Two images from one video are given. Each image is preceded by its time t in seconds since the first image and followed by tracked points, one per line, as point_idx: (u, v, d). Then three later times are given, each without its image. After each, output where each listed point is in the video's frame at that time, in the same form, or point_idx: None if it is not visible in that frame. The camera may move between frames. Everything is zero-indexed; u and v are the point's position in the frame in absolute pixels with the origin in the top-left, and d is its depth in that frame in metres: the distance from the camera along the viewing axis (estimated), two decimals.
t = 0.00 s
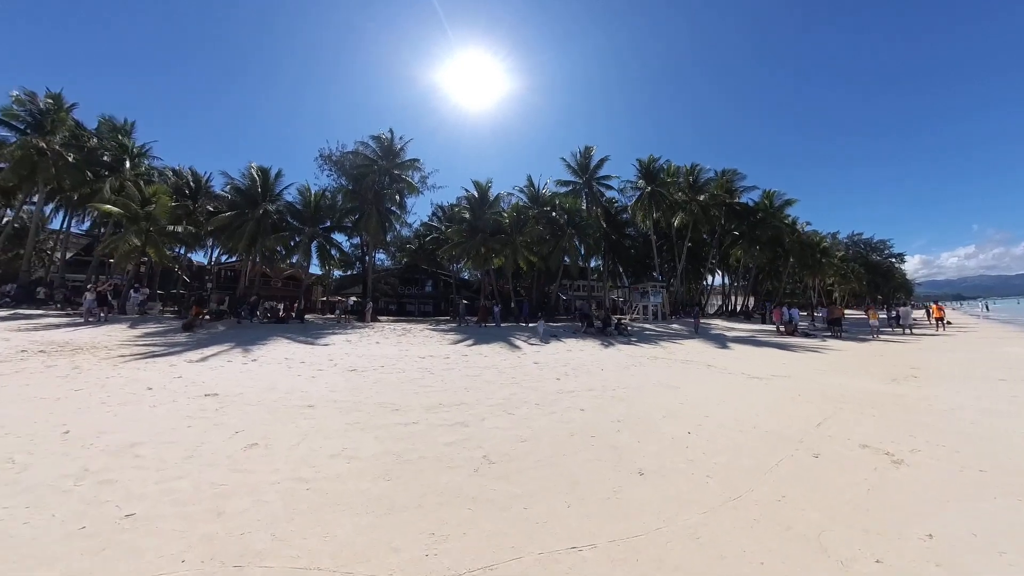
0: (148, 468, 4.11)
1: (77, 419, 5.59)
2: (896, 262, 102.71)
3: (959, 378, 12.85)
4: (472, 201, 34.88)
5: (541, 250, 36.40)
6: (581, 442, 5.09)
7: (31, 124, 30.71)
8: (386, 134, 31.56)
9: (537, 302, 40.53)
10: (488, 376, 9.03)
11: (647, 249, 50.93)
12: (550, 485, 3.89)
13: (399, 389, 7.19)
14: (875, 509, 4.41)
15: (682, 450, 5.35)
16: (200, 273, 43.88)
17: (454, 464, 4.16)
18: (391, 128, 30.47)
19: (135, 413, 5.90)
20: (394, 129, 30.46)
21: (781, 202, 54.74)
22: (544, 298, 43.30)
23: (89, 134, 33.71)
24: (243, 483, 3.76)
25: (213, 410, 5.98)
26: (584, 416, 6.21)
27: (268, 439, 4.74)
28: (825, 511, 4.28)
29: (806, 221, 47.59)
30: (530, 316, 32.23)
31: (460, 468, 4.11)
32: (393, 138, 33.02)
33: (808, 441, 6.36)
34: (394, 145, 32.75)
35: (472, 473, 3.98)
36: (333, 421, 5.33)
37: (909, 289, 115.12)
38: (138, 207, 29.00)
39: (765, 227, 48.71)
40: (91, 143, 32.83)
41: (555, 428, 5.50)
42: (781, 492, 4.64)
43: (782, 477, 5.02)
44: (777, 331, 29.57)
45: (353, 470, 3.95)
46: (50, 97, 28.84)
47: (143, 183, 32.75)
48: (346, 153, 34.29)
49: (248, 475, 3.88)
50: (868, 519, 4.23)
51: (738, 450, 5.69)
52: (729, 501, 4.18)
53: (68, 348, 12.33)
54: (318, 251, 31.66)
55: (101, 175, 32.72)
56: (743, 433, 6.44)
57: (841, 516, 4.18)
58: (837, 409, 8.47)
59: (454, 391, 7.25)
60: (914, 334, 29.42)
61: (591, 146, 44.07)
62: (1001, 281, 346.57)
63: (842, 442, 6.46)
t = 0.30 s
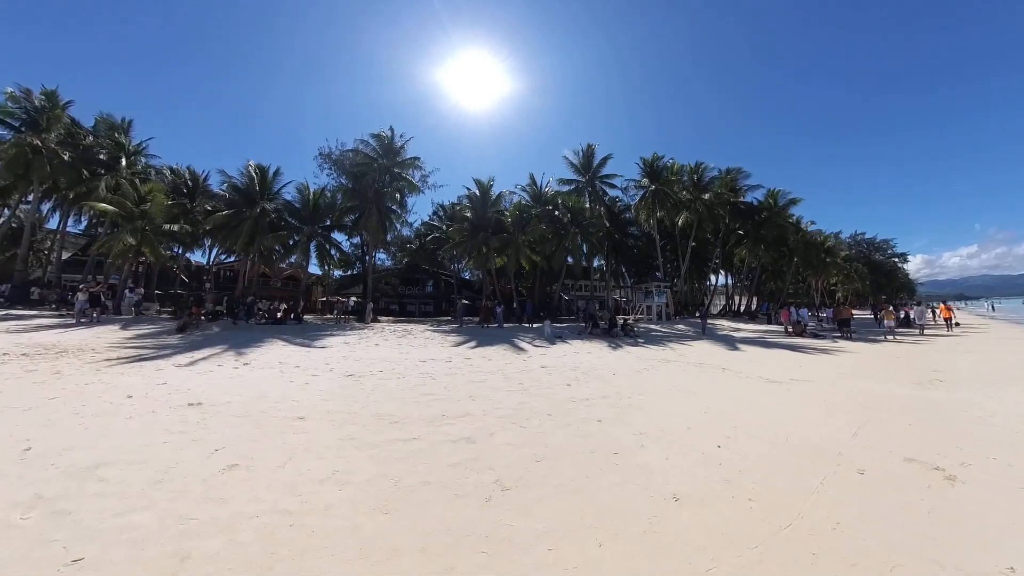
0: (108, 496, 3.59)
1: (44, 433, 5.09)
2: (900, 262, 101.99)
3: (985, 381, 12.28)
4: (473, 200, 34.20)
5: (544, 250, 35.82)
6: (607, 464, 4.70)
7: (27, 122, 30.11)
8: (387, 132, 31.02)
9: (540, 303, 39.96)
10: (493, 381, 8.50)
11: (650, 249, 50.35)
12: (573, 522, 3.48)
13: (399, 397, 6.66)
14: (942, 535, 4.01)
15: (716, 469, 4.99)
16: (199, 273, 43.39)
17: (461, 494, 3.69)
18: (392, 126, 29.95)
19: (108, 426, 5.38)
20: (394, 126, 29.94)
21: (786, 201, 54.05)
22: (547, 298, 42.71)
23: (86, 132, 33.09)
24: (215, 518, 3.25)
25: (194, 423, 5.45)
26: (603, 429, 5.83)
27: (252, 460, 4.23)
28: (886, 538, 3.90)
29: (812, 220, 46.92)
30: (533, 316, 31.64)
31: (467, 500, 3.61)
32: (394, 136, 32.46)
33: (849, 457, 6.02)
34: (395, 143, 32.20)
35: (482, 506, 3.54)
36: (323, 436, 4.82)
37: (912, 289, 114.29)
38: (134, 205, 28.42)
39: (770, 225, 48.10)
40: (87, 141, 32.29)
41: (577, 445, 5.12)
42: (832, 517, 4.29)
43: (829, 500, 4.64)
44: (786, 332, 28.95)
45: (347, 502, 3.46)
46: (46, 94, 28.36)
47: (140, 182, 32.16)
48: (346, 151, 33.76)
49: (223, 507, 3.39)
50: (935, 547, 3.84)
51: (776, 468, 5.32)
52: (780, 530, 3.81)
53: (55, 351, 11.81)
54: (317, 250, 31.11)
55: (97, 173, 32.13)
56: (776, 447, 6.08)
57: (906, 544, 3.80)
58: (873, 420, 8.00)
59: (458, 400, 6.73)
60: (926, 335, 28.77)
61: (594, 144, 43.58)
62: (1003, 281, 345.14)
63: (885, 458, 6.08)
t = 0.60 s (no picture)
0: (63, 525, 3.08)
1: (6, 445, 4.58)
2: (902, 262, 101.54)
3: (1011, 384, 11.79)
4: (474, 198, 33.60)
5: (546, 249, 35.32)
6: (639, 478, 4.29)
7: (21, 118, 29.54)
8: (387, 129, 30.46)
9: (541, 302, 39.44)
10: (501, 384, 8.01)
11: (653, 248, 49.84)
12: (610, 553, 3.02)
13: (400, 402, 6.16)
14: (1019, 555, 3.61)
15: (755, 482, 4.62)
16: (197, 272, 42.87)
17: (475, 519, 3.22)
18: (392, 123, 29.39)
19: (79, 437, 4.86)
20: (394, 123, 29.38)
21: (790, 200, 53.47)
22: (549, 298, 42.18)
23: (82, 128, 32.50)
24: (182, 554, 2.75)
25: (173, 434, 4.94)
26: (626, 437, 5.45)
27: (235, 479, 3.74)
28: (960, 562, 3.50)
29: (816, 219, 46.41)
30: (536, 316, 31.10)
31: (482, 529, 3.12)
32: (394, 133, 31.91)
33: (891, 465, 5.62)
34: (395, 140, 31.66)
35: (501, 536, 3.06)
36: (315, 450, 4.32)
37: (914, 289, 113.79)
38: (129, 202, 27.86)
39: (773, 225, 47.71)
40: (82, 137, 31.58)
41: (602, 455, 4.73)
42: (893, 536, 3.89)
43: (883, 514, 4.26)
44: (793, 332, 28.44)
45: (343, 533, 2.97)
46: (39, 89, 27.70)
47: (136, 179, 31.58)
48: (345, 149, 33.23)
49: (197, 539, 2.90)
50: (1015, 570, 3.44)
51: (818, 479, 4.96)
52: (842, 554, 3.42)
53: (38, 352, 11.26)
54: (316, 249, 30.56)
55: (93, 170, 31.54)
56: (812, 454, 5.73)
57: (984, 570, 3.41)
58: (905, 425, 7.60)
59: (464, 406, 6.22)
60: (936, 335, 28.26)
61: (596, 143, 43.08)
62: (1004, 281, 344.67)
63: (929, 467, 5.67)
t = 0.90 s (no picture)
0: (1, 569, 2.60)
1: None
2: (901, 262, 101.43)
3: None
4: (475, 196, 33.05)
5: (547, 248, 34.84)
6: (671, 500, 3.85)
7: (12, 113, 28.87)
8: (386, 126, 29.89)
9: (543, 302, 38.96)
10: (507, 390, 7.53)
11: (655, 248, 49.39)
12: None
13: (399, 412, 5.67)
14: None
15: (797, 501, 4.20)
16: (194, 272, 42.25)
17: (488, 557, 2.76)
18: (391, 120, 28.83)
19: (42, 453, 4.37)
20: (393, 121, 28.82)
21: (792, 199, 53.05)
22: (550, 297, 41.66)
23: (75, 125, 31.81)
24: None
25: (147, 449, 4.45)
26: (649, 450, 5.01)
27: (210, 509, 3.25)
28: None
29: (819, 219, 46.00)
30: (538, 316, 30.59)
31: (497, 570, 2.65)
32: (394, 131, 31.35)
33: (935, 478, 5.16)
34: (394, 138, 31.11)
35: None
36: (305, 470, 3.85)
37: (913, 289, 113.69)
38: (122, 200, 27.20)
39: (776, 225, 47.30)
40: (75, 133, 30.90)
41: (628, 473, 4.30)
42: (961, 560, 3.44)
43: (942, 533, 3.82)
44: (799, 333, 28.01)
45: None
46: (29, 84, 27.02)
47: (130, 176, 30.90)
48: (343, 147, 32.65)
49: None
50: None
51: (862, 494, 4.53)
52: None
53: (19, 354, 10.71)
54: (313, 248, 30.01)
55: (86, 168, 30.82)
56: (849, 465, 5.30)
57: None
58: (938, 432, 7.14)
59: (469, 415, 5.75)
60: (943, 335, 27.85)
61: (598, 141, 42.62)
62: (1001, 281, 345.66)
63: (976, 478, 5.21)
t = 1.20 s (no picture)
0: None
1: None
2: (898, 262, 101.76)
3: None
4: (474, 194, 32.55)
5: (547, 247, 34.34)
6: (708, 525, 3.48)
7: None
8: (384, 122, 29.33)
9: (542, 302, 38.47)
10: (511, 394, 7.07)
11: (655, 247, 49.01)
12: None
13: (395, 420, 5.20)
14: None
15: (841, 517, 3.89)
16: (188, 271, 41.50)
17: None
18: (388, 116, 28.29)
19: None
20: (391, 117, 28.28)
21: (793, 199, 52.76)
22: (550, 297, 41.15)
23: (65, 119, 30.97)
24: None
25: (108, 464, 3.95)
26: (673, 462, 4.70)
27: (168, 543, 2.76)
28: None
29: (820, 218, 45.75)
30: (538, 316, 30.08)
31: None
32: (391, 127, 30.79)
33: (983, 486, 4.74)
34: (392, 134, 30.54)
35: None
36: (286, 492, 3.39)
37: (910, 289, 114.05)
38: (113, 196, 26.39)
39: (777, 224, 47.12)
40: (65, 128, 30.09)
41: (656, 490, 3.97)
42: None
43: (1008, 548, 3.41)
44: (802, 333, 27.66)
45: None
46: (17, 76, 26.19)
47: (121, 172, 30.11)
48: (339, 144, 32.05)
49: None
50: None
51: (909, 506, 4.15)
52: None
53: None
54: (309, 246, 29.41)
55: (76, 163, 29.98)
56: (888, 474, 4.98)
57: None
58: (972, 435, 6.75)
59: (471, 423, 5.29)
60: (948, 335, 27.53)
61: (598, 140, 42.22)
62: (996, 282, 347.64)
63: None
